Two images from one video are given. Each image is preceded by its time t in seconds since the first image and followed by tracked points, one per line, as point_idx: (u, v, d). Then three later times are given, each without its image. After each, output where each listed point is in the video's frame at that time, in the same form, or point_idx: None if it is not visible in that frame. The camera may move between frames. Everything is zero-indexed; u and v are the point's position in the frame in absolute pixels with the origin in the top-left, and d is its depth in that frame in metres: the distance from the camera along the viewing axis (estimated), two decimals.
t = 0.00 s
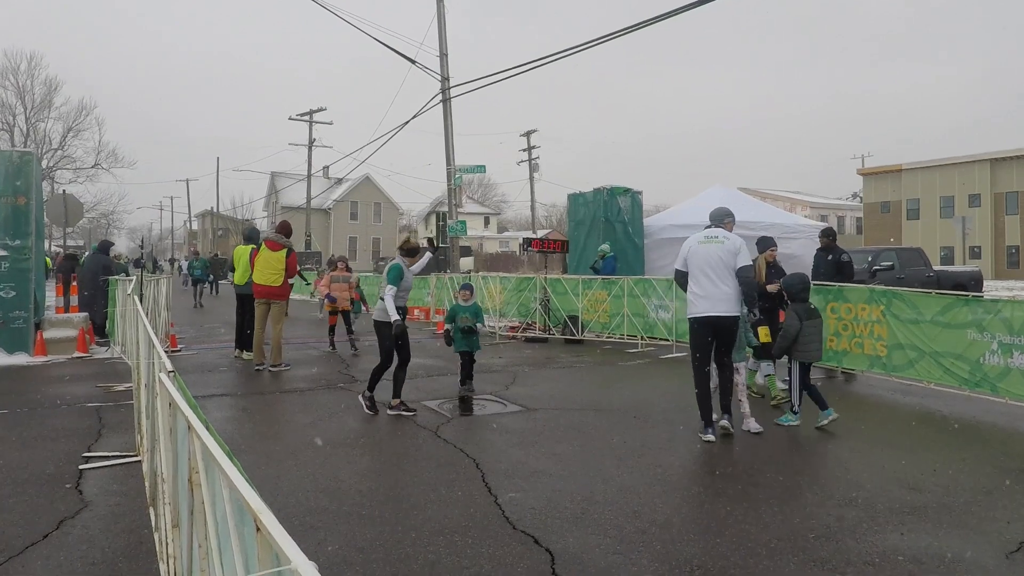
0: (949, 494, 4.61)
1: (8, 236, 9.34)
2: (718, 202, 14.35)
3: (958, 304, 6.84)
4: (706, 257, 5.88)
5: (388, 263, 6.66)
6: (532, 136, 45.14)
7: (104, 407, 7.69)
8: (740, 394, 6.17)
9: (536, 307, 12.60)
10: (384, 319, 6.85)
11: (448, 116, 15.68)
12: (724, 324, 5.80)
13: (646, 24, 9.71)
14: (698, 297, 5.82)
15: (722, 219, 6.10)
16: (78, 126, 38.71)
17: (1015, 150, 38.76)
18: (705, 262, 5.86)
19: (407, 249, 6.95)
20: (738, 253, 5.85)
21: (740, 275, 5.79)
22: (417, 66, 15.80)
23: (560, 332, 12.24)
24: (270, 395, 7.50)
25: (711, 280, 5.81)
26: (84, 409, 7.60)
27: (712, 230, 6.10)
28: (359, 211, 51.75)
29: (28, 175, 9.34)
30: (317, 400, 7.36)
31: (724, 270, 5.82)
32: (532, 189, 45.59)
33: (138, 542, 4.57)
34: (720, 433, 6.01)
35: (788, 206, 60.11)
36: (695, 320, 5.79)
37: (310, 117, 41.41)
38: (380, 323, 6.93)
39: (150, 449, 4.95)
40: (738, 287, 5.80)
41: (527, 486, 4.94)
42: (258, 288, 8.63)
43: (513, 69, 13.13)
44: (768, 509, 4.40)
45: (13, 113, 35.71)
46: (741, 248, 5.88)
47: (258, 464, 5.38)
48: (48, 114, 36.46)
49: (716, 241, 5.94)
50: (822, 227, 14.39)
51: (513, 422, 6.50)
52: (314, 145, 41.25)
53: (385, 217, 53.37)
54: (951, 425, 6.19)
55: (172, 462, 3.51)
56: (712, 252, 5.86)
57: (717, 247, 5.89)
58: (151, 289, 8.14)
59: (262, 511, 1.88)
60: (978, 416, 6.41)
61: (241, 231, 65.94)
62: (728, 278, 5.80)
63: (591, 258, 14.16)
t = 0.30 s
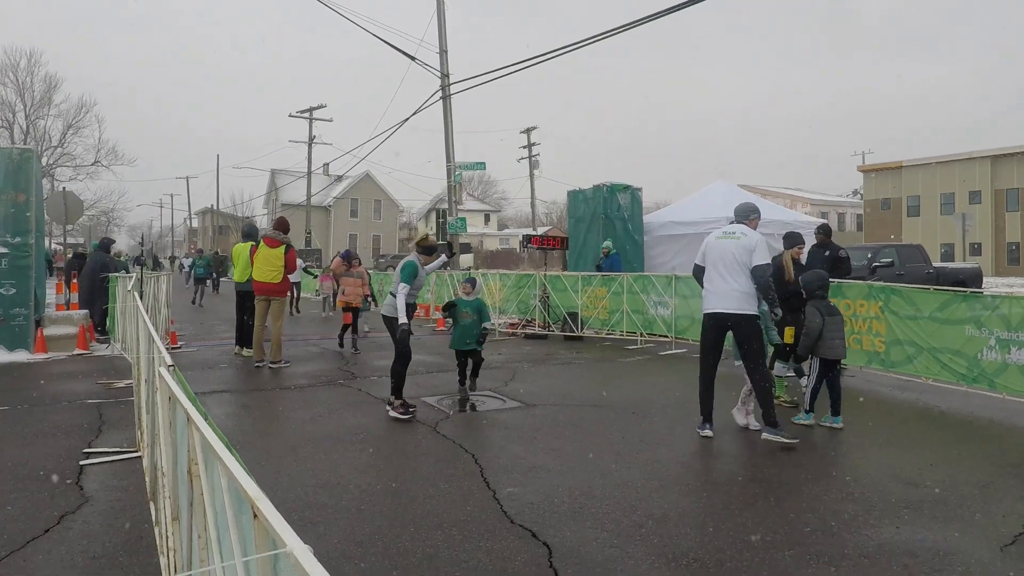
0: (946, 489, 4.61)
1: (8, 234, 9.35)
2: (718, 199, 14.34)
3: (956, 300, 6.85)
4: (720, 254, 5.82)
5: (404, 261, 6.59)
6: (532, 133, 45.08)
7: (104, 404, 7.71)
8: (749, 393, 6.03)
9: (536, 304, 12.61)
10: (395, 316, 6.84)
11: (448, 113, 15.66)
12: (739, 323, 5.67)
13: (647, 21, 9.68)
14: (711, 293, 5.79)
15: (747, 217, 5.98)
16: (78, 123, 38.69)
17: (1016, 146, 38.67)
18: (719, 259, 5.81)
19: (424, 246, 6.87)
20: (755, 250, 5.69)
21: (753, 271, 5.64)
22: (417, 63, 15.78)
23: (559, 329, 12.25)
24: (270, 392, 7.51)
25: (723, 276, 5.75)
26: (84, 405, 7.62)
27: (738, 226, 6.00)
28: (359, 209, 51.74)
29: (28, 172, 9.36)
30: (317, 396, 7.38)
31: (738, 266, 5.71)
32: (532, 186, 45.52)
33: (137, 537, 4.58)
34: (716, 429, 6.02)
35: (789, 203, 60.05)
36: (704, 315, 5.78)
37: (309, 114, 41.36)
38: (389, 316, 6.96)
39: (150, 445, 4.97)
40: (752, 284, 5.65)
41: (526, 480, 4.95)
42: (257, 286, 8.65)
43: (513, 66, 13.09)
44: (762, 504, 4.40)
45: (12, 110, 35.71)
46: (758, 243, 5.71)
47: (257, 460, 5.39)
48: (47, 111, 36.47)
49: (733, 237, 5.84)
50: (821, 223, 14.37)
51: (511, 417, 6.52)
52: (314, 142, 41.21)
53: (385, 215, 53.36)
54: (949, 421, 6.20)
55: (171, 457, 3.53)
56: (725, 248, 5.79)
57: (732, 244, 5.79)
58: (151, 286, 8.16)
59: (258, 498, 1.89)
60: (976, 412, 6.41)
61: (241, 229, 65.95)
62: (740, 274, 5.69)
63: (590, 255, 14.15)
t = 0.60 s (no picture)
0: (939, 483, 4.62)
1: (9, 232, 9.40)
2: (716, 196, 14.33)
3: (951, 297, 6.83)
4: (751, 252, 5.56)
5: (410, 260, 6.58)
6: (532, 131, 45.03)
7: (104, 400, 7.75)
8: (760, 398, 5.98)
9: (535, 301, 12.62)
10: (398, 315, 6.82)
11: (447, 111, 15.68)
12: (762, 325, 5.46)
13: (645, 18, 9.67)
14: (738, 291, 5.54)
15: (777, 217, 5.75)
16: (78, 121, 38.78)
17: (1016, 143, 38.56)
18: (749, 258, 5.55)
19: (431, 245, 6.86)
20: (788, 252, 5.49)
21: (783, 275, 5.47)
22: (416, 61, 15.78)
23: (558, 326, 12.26)
24: (268, 388, 7.55)
25: (754, 275, 5.51)
26: (84, 401, 7.66)
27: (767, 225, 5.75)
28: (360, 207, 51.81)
29: (27, 170, 9.41)
30: (314, 392, 7.41)
31: (770, 267, 5.49)
32: (532, 184, 45.49)
33: (135, 530, 4.61)
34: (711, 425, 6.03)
35: (790, 201, 59.95)
36: (728, 313, 5.52)
37: (309, 112, 41.39)
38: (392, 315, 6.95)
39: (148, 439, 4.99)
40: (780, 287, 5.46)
41: (519, 475, 4.97)
42: (258, 284, 8.70)
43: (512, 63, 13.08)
44: (753, 497, 4.41)
45: (13, 109, 35.82)
46: (790, 246, 5.51)
47: (254, 454, 5.43)
48: (48, 110, 36.59)
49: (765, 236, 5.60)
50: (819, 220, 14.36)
51: (507, 413, 6.55)
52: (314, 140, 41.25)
53: (386, 213, 53.42)
54: (944, 416, 6.20)
55: (167, 449, 3.56)
56: (758, 247, 5.54)
57: (764, 243, 5.55)
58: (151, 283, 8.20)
59: (245, 484, 1.92)
60: (972, 407, 6.41)
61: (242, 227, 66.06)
62: (774, 276, 5.45)
63: (588, 252, 14.16)
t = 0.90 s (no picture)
0: (938, 481, 4.64)
1: (8, 232, 9.40)
2: (714, 195, 14.35)
3: (947, 296, 6.86)
4: (795, 252, 5.24)
5: (416, 257, 6.59)
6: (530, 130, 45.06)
7: (104, 400, 7.76)
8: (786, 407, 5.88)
9: (533, 300, 12.64)
10: (404, 314, 6.77)
11: (446, 110, 15.68)
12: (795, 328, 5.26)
13: (644, 17, 9.69)
14: (781, 293, 5.16)
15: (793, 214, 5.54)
16: (76, 121, 38.75)
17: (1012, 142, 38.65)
18: (795, 258, 5.22)
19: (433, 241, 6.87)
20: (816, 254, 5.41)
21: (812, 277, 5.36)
22: (414, 60, 15.77)
23: (556, 325, 12.26)
24: (268, 388, 7.56)
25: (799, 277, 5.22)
26: (85, 402, 7.66)
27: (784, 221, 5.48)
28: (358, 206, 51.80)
29: (27, 170, 9.42)
30: (314, 392, 7.42)
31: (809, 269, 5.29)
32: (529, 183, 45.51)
33: (137, 529, 4.62)
34: (710, 424, 6.05)
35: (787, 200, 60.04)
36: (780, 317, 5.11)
37: (306, 111, 41.36)
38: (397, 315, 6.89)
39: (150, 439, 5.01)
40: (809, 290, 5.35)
41: (519, 474, 4.98)
42: (257, 284, 8.69)
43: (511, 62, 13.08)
44: (753, 496, 4.42)
45: (10, 108, 35.80)
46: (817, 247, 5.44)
47: (255, 454, 5.44)
48: (45, 109, 36.57)
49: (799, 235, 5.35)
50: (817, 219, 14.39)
51: (506, 412, 6.57)
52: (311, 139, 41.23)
53: (384, 212, 53.41)
54: (942, 415, 6.23)
55: (172, 447, 3.57)
56: (800, 246, 5.25)
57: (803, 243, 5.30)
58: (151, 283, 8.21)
59: (255, 478, 1.93)
60: (969, 405, 6.44)
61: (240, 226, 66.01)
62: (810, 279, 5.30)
63: (587, 251, 14.18)
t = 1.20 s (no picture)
0: (932, 480, 4.64)
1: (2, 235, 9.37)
2: (709, 196, 14.37)
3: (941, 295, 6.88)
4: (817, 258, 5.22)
5: (413, 261, 6.57)
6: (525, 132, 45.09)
7: (98, 404, 7.74)
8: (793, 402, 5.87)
9: (529, 302, 12.63)
10: (407, 319, 6.72)
11: (441, 112, 15.66)
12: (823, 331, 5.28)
13: (639, 18, 9.67)
14: (811, 303, 5.13)
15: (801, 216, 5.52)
16: (71, 125, 38.68)
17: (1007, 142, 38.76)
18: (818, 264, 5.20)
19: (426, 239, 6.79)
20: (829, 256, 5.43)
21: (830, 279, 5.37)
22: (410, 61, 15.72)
23: (552, 326, 12.22)
24: (262, 391, 7.54)
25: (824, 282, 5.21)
26: (79, 406, 7.64)
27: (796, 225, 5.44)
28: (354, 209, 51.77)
29: (21, 174, 9.40)
30: (309, 394, 7.41)
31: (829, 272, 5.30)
32: (525, 185, 45.51)
33: (129, 534, 4.60)
34: (706, 424, 6.05)
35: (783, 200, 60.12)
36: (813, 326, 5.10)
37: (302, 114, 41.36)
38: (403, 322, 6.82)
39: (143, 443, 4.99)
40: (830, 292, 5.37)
41: (514, 475, 4.97)
42: (252, 286, 8.66)
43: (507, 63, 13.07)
44: (749, 496, 4.42)
45: (4, 112, 35.72)
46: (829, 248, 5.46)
47: (249, 457, 5.42)
48: (40, 113, 36.48)
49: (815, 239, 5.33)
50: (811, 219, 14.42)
51: (501, 413, 6.56)
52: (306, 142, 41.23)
53: (380, 214, 53.38)
54: (937, 413, 6.23)
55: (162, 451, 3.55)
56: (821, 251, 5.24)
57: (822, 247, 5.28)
58: (145, 286, 8.20)
59: (240, 483, 1.93)
60: (964, 404, 6.45)
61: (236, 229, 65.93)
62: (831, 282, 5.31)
63: (582, 252, 14.19)
